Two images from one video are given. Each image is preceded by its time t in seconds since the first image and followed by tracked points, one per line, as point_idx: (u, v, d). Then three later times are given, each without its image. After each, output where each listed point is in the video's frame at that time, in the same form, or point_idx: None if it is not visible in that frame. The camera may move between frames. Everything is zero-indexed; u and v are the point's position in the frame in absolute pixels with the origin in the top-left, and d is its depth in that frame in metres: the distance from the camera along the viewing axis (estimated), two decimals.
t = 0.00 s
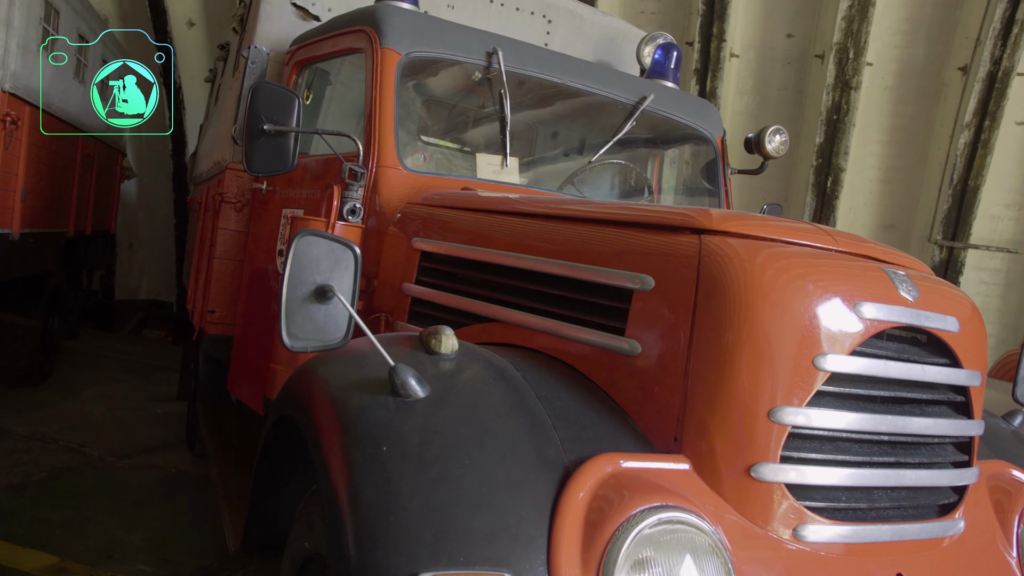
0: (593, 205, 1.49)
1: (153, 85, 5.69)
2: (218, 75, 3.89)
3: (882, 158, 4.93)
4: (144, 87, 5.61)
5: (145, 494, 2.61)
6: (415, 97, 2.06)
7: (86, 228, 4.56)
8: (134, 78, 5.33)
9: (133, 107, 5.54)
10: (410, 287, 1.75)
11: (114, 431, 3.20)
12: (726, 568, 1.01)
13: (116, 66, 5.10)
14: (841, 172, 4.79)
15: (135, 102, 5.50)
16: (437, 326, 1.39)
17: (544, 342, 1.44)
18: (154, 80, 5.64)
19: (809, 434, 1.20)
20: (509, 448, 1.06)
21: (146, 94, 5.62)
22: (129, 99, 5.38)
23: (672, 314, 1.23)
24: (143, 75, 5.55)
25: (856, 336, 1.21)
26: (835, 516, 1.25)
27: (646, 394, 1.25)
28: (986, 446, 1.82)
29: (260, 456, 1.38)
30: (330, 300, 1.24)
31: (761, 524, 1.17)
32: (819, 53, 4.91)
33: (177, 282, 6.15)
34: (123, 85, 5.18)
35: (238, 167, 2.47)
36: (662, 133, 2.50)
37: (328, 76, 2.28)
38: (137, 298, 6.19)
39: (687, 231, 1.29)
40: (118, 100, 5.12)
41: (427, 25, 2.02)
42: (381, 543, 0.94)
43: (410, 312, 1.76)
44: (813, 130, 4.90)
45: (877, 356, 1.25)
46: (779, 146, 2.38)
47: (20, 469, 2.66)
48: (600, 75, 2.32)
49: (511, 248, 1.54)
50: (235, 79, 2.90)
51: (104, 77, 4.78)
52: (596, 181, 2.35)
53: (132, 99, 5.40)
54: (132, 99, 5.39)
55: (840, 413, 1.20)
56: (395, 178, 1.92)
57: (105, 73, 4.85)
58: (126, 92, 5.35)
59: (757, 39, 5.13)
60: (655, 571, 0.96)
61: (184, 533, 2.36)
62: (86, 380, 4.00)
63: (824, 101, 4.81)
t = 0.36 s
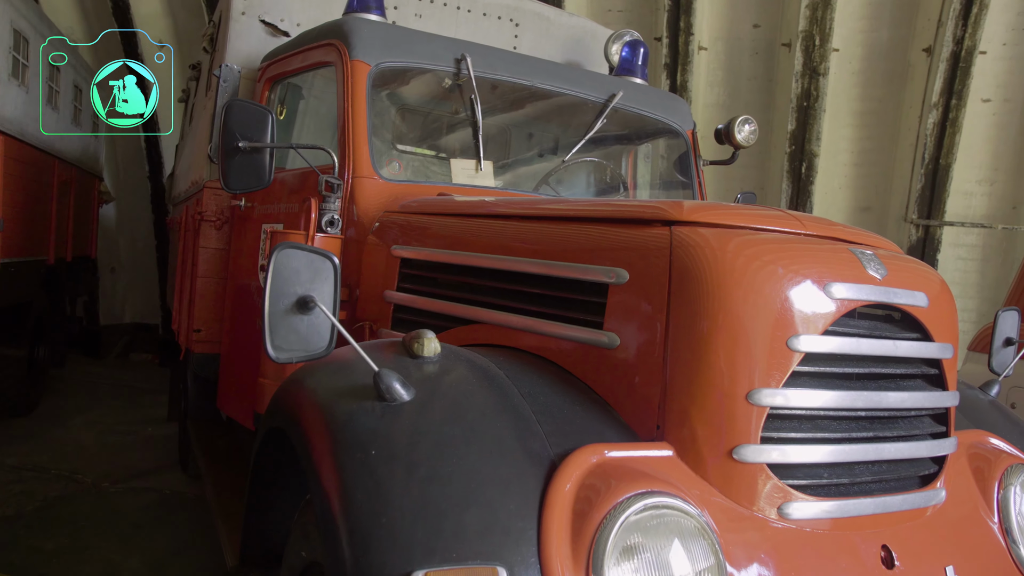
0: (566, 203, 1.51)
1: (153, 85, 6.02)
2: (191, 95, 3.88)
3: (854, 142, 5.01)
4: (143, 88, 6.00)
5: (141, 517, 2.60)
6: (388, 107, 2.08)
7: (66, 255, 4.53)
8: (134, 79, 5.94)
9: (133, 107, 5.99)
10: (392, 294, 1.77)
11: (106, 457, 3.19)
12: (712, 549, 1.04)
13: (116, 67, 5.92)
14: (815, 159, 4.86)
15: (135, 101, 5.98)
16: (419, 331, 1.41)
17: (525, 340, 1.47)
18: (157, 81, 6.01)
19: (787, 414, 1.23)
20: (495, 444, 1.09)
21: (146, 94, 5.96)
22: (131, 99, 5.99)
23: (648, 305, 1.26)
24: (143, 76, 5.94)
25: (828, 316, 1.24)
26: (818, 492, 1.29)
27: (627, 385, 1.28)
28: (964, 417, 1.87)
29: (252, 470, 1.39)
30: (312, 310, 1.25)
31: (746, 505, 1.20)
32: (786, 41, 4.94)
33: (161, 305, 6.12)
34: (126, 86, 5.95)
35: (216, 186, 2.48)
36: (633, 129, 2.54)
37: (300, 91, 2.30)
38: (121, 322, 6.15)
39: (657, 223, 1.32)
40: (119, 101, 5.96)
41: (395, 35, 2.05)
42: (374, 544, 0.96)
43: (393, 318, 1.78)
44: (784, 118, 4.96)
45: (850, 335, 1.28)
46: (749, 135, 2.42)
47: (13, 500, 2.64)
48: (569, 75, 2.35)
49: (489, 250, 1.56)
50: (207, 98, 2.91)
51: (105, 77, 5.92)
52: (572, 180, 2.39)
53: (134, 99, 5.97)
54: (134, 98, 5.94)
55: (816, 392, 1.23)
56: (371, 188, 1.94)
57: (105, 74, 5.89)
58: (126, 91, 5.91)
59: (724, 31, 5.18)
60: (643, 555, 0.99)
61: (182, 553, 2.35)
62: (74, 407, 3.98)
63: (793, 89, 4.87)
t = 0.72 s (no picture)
0: (540, 202, 1.54)
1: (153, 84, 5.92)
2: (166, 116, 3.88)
3: (828, 126, 5.08)
4: (144, 87, 5.90)
5: (139, 539, 2.60)
6: (363, 117, 2.11)
7: (50, 283, 4.50)
8: (135, 79, 5.87)
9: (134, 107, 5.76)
10: (375, 302, 1.78)
11: (100, 482, 3.18)
12: (698, 531, 1.07)
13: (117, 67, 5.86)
14: (790, 145, 4.92)
15: (135, 100, 5.87)
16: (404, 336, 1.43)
17: (508, 340, 1.49)
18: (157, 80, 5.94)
19: (767, 396, 1.26)
20: (480, 442, 1.12)
21: (146, 94, 5.85)
22: (131, 99, 5.87)
23: (625, 297, 1.29)
24: (143, 76, 5.87)
25: (800, 298, 1.27)
26: (801, 471, 1.32)
27: (609, 376, 1.30)
28: (943, 389, 1.91)
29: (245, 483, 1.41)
30: (294, 320, 1.27)
31: (730, 487, 1.23)
32: (755, 31, 4.96)
33: (149, 327, 6.09)
34: (123, 86, 5.86)
35: (196, 205, 2.49)
36: (606, 126, 2.57)
37: (275, 106, 2.32)
38: (109, 347, 6.11)
39: (629, 217, 1.34)
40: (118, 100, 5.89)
41: (364, 46, 2.07)
42: (366, 545, 0.98)
43: (378, 325, 1.80)
44: (758, 107, 5.01)
45: (823, 314, 1.31)
46: (720, 125, 2.46)
47: (9, 531, 2.63)
48: (539, 76, 2.37)
49: (468, 252, 1.58)
50: (182, 118, 2.92)
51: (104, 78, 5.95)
52: (549, 180, 2.45)
53: (134, 99, 5.85)
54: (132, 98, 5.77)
55: (793, 372, 1.26)
56: (349, 199, 1.96)
57: (105, 75, 5.86)
58: (126, 91, 5.83)
59: (694, 24, 5.19)
60: (630, 541, 1.02)
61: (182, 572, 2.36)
62: (66, 435, 3.96)
63: (765, 77, 4.91)
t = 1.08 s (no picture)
0: (516, 200, 1.55)
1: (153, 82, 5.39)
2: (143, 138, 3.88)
3: (804, 114, 5.14)
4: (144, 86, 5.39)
5: (139, 560, 2.60)
6: (341, 128, 2.13)
7: (35, 312, 4.47)
8: (136, 80, 5.50)
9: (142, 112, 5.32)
10: (359, 309, 1.80)
11: (97, 507, 3.17)
12: (684, 513, 1.10)
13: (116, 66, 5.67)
14: (767, 135, 4.97)
15: (135, 101, 5.40)
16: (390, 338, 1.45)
17: (491, 338, 1.51)
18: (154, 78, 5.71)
19: (746, 377, 1.28)
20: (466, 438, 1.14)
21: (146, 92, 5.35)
22: (130, 100, 5.40)
23: (602, 289, 1.31)
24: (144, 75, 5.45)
25: (774, 280, 1.29)
26: (784, 449, 1.34)
27: (591, 366, 1.32)
28: (921, 363, 1.95)
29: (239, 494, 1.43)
30: (277, 329, 1.29)
31: (715, 468, 1.25)
32: (726, 24, 4.98)
33: (138, 351, 6.06)
34: (125, 84, 5.46)
35: (176, 224, 2.50)
36: (580, 124, 2.60)
37: (251, 122, 2.34)
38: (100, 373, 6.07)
39: (602, 210, 1.36)
40: (119, 101, 5.49)
41: (335, 57, 2.09)
42: (359, 544, 1.00)
43: (363, 332, 1.82)
44: (734, 97, 5.04)
45: (797, 295, 1.33)
46: (693, 117, 2.49)
47: (7, 560, 2.62)
48: (510, 78, 2.39)
49: (448, 254, 1.60)
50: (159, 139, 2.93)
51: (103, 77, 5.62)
52: (528, 180, 2.47)
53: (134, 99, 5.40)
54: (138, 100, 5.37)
55: (770, 353, 1.29)
56: (328, 209, 1.97)
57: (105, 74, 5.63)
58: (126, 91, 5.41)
59: (666, 19, 5.20)
60: (617, 526, 1.05)
61: None
62: (60, 463, 3.93)
63: (739, 69, 4.93)
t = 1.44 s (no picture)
0: (494, 199, 1.57)
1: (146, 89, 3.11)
2: (122, 157, 3.88)
3: (781, 102, 5.20)
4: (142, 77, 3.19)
5: None
6: (321, 138, 2.15)
7: (23, 337, 4.45)
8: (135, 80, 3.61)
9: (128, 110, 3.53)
10: (346, 315, 1.82)
11: (95, 529, 3.17)
12: (671, 498, 1.13)
13: (117, 68, 5.62)
14: (745, 124, 5.02)
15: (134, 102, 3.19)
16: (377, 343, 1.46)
17: (476, 336, 1.53)
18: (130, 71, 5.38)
19: (726, 362, 1.31)
20: (454, 435, 1.16)
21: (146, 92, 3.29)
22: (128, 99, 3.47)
23: (581, 283, 1.34)
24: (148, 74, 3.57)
25: (748, 266, 1.32)
26: (768, 430, 1.37)
27: (574, 359, 1.35)
28: (902, 341, 1.99)
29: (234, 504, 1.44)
30: (263, 337, 1.31)
31: (701, 452, 1.28)
32: (698, 16, 5.00)
33: (130, 372, 6.04)
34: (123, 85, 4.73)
35: (160, 242, 2.51)
36: (557, 123, 2.62)
37: (229, 135, 2.36)
38: (92, 396, 6.05)
39: (577, 205, 1.38)
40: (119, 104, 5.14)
41: (310, 68, 2.10)
42: (353, 544, 1.02)
43: (350, 339, 1.84)
44: (710, 88, 5.08)
45: (772, 278, 1.36)
46: (668, 110, 2.52)
47: None
48: (485, 79, 2.42)
49: (430, 257, 1.62)
50: (139, 157, 2.93)
51: (104, 77, 5.63)
52: (508, 179, 2.45)
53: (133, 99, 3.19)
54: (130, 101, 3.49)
55: (748, 337, 1.31)
56: (310, 218, 1.99)
57: (107, 75, 5.61)
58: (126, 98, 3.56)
59: (639, 15, 5.23)
60: (605, 514, 1.08)
61: None
62: (55, 487, 3.92)
63: (714, 60, 4.96)
